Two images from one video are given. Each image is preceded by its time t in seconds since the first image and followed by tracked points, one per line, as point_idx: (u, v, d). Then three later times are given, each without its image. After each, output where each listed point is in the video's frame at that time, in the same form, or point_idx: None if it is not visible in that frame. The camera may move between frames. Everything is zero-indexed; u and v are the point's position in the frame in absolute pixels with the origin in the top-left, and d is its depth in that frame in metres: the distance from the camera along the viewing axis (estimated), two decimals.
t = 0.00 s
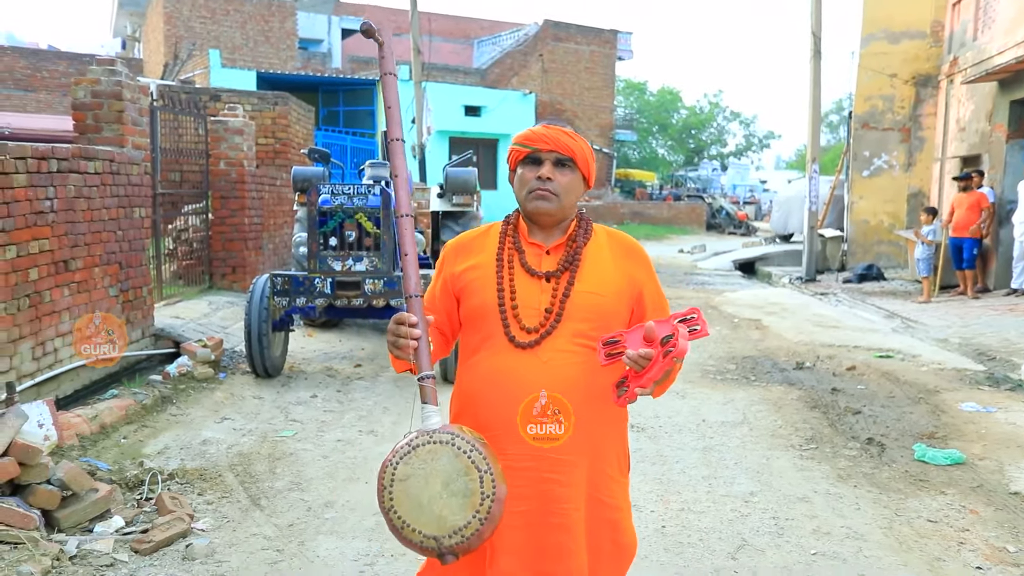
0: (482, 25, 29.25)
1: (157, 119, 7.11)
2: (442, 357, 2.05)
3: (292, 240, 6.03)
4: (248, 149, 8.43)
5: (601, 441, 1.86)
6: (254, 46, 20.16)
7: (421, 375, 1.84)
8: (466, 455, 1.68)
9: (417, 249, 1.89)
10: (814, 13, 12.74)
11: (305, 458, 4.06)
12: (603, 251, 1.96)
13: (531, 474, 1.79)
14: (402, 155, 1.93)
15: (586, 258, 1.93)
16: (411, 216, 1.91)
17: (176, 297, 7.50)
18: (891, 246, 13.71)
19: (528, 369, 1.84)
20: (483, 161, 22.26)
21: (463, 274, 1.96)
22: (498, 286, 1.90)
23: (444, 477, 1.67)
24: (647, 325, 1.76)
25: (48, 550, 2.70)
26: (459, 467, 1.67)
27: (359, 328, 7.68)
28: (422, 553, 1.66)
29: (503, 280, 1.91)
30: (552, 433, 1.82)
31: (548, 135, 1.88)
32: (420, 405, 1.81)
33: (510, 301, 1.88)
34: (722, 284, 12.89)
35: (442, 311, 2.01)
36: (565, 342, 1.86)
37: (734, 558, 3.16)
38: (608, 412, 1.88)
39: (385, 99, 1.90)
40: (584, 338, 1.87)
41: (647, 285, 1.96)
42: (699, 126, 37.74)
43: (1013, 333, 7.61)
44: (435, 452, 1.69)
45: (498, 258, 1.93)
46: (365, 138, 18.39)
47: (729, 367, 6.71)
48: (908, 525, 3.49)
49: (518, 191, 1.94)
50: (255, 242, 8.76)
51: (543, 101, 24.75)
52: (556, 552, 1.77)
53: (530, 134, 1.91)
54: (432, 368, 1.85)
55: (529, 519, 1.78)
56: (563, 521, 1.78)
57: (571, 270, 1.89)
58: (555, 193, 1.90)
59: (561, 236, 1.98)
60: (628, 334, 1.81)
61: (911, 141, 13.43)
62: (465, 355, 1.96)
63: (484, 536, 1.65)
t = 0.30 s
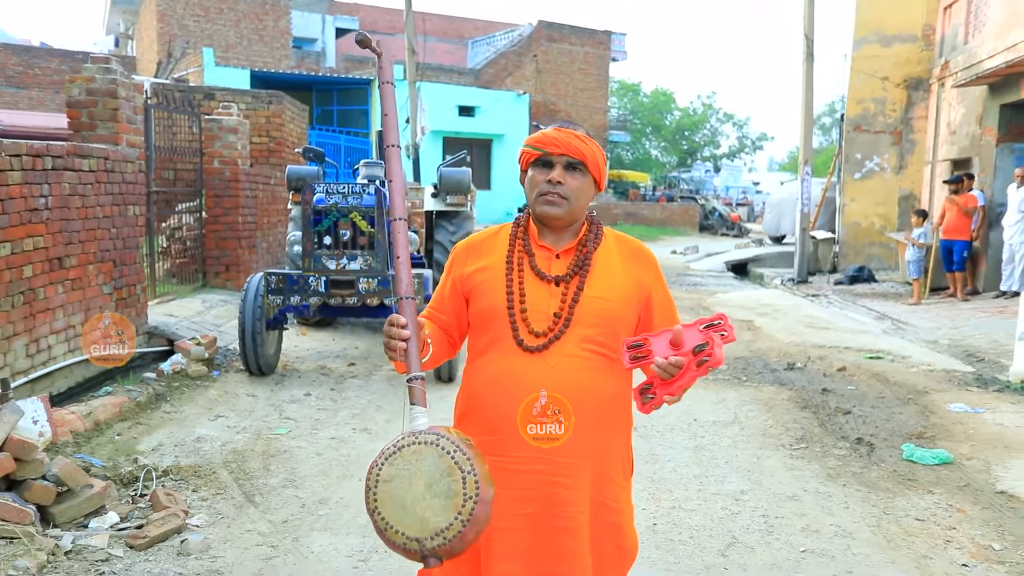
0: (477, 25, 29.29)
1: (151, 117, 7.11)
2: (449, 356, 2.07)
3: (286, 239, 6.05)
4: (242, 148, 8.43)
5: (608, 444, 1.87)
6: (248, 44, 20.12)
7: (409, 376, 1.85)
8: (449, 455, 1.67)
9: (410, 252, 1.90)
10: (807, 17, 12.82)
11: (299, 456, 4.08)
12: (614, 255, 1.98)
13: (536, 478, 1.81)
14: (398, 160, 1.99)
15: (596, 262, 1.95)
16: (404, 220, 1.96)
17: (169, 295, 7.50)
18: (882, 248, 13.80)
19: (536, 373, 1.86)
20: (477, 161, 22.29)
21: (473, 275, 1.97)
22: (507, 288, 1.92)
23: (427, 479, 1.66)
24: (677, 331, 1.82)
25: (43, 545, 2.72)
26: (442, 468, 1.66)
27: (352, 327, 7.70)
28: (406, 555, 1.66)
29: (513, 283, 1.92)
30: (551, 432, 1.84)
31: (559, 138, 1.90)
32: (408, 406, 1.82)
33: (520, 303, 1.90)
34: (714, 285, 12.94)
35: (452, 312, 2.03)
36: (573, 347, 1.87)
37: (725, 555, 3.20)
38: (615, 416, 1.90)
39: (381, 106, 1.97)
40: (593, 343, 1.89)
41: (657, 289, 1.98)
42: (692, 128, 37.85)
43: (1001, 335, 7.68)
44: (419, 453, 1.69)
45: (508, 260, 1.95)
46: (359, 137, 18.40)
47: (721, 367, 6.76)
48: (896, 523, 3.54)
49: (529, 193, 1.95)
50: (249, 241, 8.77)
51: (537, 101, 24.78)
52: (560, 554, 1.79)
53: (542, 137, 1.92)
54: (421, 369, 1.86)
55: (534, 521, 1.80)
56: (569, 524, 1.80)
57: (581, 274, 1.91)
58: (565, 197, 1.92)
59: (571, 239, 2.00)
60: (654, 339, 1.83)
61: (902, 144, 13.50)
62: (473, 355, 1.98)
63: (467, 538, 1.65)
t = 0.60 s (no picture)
0: (465, 31, 29.35)
1: (140, 121, 7.09)
2: (445, 359, 2.09)
3: (276, 243, 6.03)
4: (231, 153, 8.42)
5: (606, 453, 1.90)
6: (235, 48, 20.06)
7: (368, 364, 1.88)
8: (396, 441, 1.68)
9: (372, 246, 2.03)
10: (793, 27, 12.95)
11: (289, 461, 4.09)
12: (616, 266, 2.00)
13: (535, 486, 1.84)
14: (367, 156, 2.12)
15: (597, 271, 1.97)
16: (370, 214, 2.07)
17: (157, 300, 7.47)
18: (866, 256, 13.95)
19: (537, 381, 1.88)
20: (465, 167, 22.33)
21: (474, 283, 1.99)
22: (510, 298, 1.94)
23: (376, 465, 1.68)
24: (730, 332, 1.88)
25: (34, 550, 2.71)
26: (389, 453, 1.67)
27: (341, 332, 7.71)
28: (356, 543, 1.66)
29: (514, 292, 1.94)
30: (552, 433, 1.86)
31: (567, 151, 1.92)
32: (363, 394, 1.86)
33: (522, 313, 1.92)
34: (701, 292, 13.03)
35: (452, 318, 2.05)
36: (574, 356, 1.89)
37: (713, 559, 3.23)
38: (614, 424, 1.92)
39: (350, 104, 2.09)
40: (593, 353, 1.91)
41: (658, 298, 2.02)
42: (679, 135, 38.07)
43: (983, 342, 7.79)
44: (369, 440, 1.71)
45: (511, 269, 1.97)
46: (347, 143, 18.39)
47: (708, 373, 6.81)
48: (881, 527, 3.59)
49: (535, 204, 1.98)
50: (237, 245, 8.75)
51: (525, 108, 24.85)
52: (557, 561, 1.82)
53: (550, 148, 1.94)
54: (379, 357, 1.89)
55: (531, 528, 1.83)
56: (565, 532, 1.82)
57: (583, 284, 1.94)
58: (571, 210, 1.95)
59: (573, 248, 2.02)
60: (707, 336, 1.92)
61: (886, 153, 13.64)
62: (474, 361, 1.99)
63: (415, 525, 1.63)
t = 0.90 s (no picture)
0: (455, 30, 29.36)
1: (131, 117, 7.07)
2: (440, 352, 2.10)
3: (271, 241, 6.05)
4: (222, 150, 8.39)
5: (603, 450, 1.92)
6: (225, 46, 19.98)
7: (340, 327, 1.93)
8: (361, 393, 1.73)
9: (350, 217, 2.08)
10: (783, 29, 13.04)
11: (285, 457, 4.10)
12: (614, 264, 2.03)
13: (531, 482, 1.86)
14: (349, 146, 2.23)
15: (595, 270, 2.00)
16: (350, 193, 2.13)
17: (148, 298, 7.46)
18: (854, 256, 14.06)
19: (535, 378, 1.90)
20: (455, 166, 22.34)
21: (473, 280, 2.00)
22: (508, 294, 1.96)
23: (341, 419, 1.72)
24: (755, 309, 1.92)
25: (32, 545, 2.72)
26: (354, 404, 1.72)
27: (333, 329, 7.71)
28: (319, 498, 1.68)
29: (513, 290, 1.96)
30: (551, 433, 1.88)
31: (569, 152, 1.95)
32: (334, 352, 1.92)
33: (521, 311, 1.94)
34: (691, 291, 13.11)
35: (449, 314, 2.05)
36: (571, 354, 1.92)
37: (707, 554, 3.28)
38: (610, 421, 1.94)
39: (336, 102, 2.23)
40: (590, 351, 1.93)
41: (656, 297, 2.04)
42: (668, 135, 38.20)
43: (970, 341, 7.88)
44: (334, 395, 1.75)
45: (510, 267, 1.98)
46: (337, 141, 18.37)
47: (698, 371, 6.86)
48: (871, 523, 3.64)
49: (534, 203, 2.01)
50: (228, 243, 8.73)
51: (515, 107, 24.88)
52: (553, 555, 1.83)
53: (550, 148, 1.97)
54: (351, 320, 1.95)
55: (527, 523, 1.84)
56: (561, 527, 1.84)
57: (581, 283, 1.96)
58: (570, 212, 1.98)
59: (571, 247, 2.05)
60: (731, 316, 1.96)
61: (874, 154, 13.75)
62: (471, 358, 2.01)
63: (377, 475, 1.66)
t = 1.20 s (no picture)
0: (455, 19, 29.28)
1: (133, 105, 7.07)
2: (436, 342, 2.10)
3: (273, 229, 6.07)
4: (224, 139, 8.39)
5: (602, 434, 1.92)
6: (224, 33, 19.91)
7: (325, 301, 1.91)
8: (339, 358, 1.72)
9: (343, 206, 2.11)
10: (784, 20, 13.03)
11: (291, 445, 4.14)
12: (611, 249, 2.04)
13: (531, 465, 1.86)
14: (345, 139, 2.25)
15: (593, 254, 2.01)
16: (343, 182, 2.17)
17: (150, 285, 7.48)
18: (853, 248, 14.09)
19: (535, 363, 1.90)
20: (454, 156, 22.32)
21: (471, 265, 2.01)
22: (507, 278, 1.96)
23: (318, 384, 1.70)
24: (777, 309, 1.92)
25: (46, 529, 2.76)
26: (331, 368, 1.71)
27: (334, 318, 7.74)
28: (295, 463, 1.65)
29: (513, 275, 1.96)
30: (551, 433, 1.87)
31: (564, 131, 1.97)
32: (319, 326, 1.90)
33: (520, 294, 1.94)
34: (690, 283, 13.14)
35: (447, 302, 2.05)
36: (569, 338, 1.92)
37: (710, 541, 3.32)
38: (608, 406, 1.94)
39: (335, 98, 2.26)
40: (589, 334, 1.94)
41: (653, 283, 2.06)
42: (667, 126, 38.17)
43: (967, 334, 7.92)
44: (313, 362, 1.74)
45: (508, 252, 1.99)
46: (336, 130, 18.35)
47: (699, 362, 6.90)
48: (871, 512, 3.69)
49: (532, 185, 2.02)
50: (229, 232, 8.74)
51: (514, 97, 24.84)
52: (553, 538, 1.84)
53: (545, 130, 1.99)
54: (337, 296, 1.93)
55: (528, 506, 1.84)
56: (561, 508, 1.84)
57: (579, 266, 1.97)
58: (568, 188, 1.99)
59: (568, 232, 2.06)
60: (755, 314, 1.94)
61: (874, 147, 13.77)
62: (469, 344, 2.01)
63: (351, 437, 1.63)
